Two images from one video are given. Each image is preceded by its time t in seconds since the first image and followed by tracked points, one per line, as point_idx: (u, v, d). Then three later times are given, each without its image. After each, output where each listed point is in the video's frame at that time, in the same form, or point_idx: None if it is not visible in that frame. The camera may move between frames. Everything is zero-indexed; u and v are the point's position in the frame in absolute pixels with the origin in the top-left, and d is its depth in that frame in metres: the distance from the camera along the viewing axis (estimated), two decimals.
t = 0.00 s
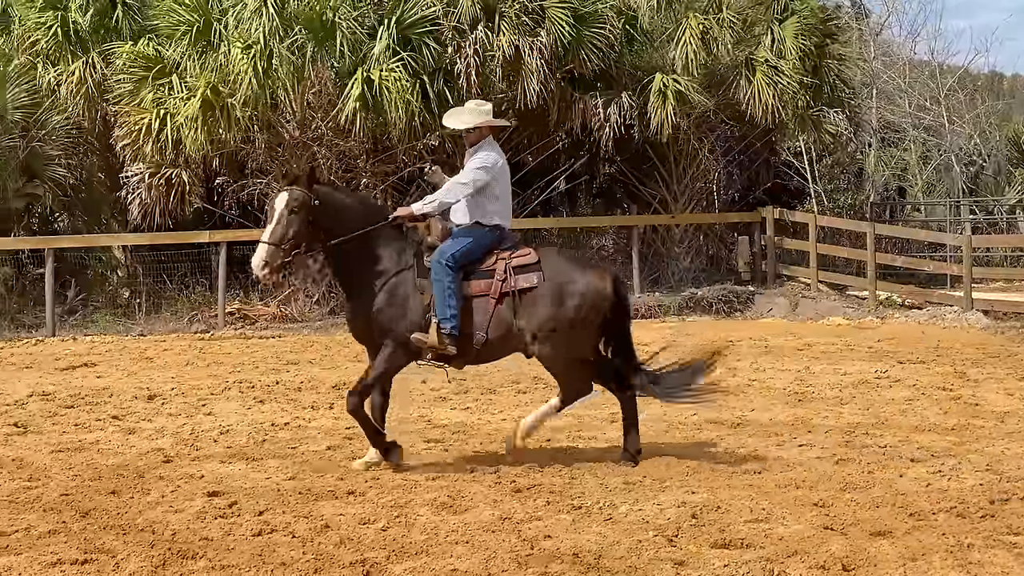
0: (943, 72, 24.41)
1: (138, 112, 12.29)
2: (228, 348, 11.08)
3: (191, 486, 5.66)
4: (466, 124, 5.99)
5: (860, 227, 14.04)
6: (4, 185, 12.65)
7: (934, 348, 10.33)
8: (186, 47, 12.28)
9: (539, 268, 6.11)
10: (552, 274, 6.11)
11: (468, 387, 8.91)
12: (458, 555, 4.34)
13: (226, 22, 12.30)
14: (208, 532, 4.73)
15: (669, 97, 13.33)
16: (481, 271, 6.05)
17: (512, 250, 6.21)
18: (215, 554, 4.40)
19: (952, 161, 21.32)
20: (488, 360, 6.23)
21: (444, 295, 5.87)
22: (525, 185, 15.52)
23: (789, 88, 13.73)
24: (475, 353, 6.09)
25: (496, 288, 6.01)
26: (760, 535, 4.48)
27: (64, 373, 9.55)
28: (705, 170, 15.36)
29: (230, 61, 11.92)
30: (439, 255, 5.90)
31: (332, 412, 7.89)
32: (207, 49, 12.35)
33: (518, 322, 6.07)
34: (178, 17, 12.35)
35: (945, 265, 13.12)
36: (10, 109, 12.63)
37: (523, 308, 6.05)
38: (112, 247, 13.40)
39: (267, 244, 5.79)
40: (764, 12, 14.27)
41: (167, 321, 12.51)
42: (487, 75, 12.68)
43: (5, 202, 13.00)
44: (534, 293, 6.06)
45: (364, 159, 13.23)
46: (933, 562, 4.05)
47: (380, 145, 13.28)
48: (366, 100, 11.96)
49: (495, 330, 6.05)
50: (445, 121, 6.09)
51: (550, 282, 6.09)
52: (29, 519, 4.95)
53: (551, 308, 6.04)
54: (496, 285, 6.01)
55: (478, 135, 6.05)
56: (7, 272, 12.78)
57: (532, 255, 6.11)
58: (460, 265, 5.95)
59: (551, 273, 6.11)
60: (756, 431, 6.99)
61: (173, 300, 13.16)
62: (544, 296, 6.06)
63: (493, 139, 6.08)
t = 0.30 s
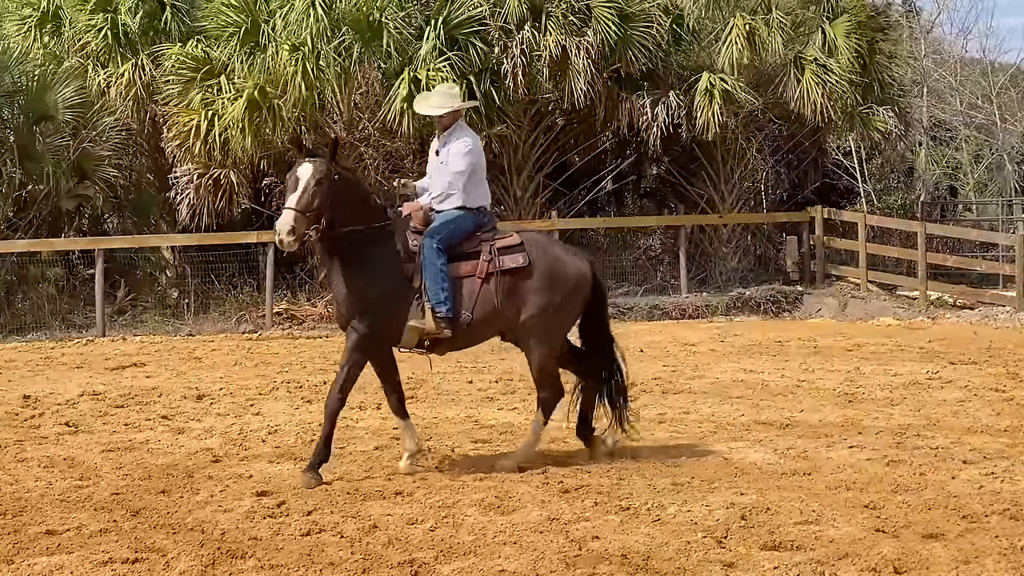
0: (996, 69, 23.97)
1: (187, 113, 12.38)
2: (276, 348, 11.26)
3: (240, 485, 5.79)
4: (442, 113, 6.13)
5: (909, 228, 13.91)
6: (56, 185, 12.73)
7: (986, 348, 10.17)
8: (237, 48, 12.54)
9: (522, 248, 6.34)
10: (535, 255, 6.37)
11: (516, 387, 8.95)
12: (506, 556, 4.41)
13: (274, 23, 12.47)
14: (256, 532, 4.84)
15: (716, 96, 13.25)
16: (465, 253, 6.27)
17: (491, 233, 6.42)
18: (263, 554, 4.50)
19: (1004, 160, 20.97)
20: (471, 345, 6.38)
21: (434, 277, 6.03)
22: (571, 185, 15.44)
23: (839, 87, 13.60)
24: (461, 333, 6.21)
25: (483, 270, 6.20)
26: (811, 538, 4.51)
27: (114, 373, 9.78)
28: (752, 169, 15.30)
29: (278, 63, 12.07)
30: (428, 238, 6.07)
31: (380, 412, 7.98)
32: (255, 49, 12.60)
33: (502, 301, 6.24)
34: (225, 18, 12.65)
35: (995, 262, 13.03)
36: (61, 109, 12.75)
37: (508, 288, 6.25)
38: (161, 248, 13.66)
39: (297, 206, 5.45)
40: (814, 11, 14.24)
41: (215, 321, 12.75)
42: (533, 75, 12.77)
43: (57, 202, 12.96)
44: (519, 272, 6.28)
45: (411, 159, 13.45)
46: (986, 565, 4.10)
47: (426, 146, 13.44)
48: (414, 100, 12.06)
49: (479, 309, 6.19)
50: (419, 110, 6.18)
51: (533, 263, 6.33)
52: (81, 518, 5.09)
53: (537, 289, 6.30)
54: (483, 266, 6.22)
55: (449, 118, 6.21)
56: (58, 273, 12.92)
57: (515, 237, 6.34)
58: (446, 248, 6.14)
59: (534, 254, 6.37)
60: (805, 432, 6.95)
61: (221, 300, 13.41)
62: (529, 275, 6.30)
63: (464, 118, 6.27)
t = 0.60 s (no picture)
0: None
1: (234, 114, 12.52)
2: (323, 348, 11.42)
3: (288, 485, 5.92)
4: (441, 105, 6.16)
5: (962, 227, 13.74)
6: (106, 185, 12.82)
7: None
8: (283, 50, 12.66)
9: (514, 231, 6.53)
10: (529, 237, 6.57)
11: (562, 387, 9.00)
12: (554, 556, 4.48)
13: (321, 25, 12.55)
14: (305, 531, 4.95)
15: (763, 96, 13.16)
16: (461, 241, 6.37)
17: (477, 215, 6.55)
18: (311, 554, 4.60)
19: None
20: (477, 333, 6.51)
21: (444, 267, 6.12)
22: (618, 184, 15.47)
23: (889, 85, 13.39)
24: (471, 322, 6.33)
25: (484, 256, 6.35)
26: (862, 540, 4.58)
27: (163, 373, 10.00)
28: (801, 168, 15.13)
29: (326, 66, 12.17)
30: (428, 225, 6.14)
31: (427, 412, 8.08)
32: (303, 49, 12.69)
33: (508, 286, 6.42)
34: (275, 19, 12.74)
35: None
36: (108, 110, 12.75)
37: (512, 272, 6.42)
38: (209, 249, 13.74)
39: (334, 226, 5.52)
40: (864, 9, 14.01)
41: (264, 322, 13.03)
42: (580, 75, 12.83)
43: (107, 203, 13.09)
44: (518, 255, 6.46)
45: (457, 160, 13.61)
46: None
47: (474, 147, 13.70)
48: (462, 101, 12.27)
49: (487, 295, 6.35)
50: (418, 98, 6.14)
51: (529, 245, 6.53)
52: (131, 517, 5.24)
53: (539, 270, 6.51)
54: (484, 252, 6.37)
55: (444, 109, 6.23)
56: (108, 273, 13.13)
57: (505, 221, 6.51)
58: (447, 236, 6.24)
59: (529, 237, 6.57)
60: (855, 433, 6.90)
61: (269, 301, 13.66)
62: (527, 258, 6.50)
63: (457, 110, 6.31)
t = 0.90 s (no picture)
0: None
1: (277, 115, 12.56)
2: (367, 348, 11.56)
3: (333, 485, 6.04)
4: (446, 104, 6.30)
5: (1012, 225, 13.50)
6: (151, 186, 13.13)
7: None
8: (328, 49, 12.72)
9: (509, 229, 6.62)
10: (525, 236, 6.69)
11: (606, 387, 9.02)
12: (598, 556, 4.53)
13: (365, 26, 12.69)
14: (350, 531, 5.05)
15: (808, 95, 13.06)
16: (462, 240, 6.40)
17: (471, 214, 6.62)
18: (357, 554, 4.69)
19: None
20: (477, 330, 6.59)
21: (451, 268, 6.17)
22: (661, 183, 15.35)
23: (936, 83, 13.25)
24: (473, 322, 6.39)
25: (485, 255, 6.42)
26: (909, 540, 4.63)
27: (208, 373, 10.20)
28: (846, 166, 15.00)
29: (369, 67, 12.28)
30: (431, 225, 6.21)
31: (470, 412, 8.15)
32: (347, 50, 12.77)
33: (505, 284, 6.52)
34: (319, 20, 12.84)
35: None
36: (153, 113, 13.05)
37: (507, 270, 6.53)
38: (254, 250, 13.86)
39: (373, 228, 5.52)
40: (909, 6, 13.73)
41: (308, 322, 13.23)
42: (623, 73, 12.79)
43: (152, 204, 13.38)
44: (514, 254, 6.58)
45: (501, 160, 13.73)
46: None
47: (517, 147, 13.78)
48: (502, 101, 12.25)
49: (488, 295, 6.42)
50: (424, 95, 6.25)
51: (523, 244, 6.65)
52: (178, 517, 5.37)
53: (534, 270, 6.65)
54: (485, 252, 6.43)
55: (445, 108, 6.39)
56: (154, 274, 13.37)
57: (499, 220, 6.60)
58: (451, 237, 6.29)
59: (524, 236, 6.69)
60: (902, 433, 6.85)
61: (313, 301, 13.85)
62: (520, 257, 6.61)
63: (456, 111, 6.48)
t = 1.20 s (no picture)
0: None
1: (317, 117, 12.73)
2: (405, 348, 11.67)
3: (373, 486, 6.14)
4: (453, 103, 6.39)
5: None
6: (187, 189, 13.28)
7: None
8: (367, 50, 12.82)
9: (501, 230, 6.81)
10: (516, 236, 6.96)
11: (644, 387, 9.04)
12: (639, 556, 4.57)
13: (402, 27, 12.72)
14: (389, 532, 5.13)
15: (849, 93, 12.96)
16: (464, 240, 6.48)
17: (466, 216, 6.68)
18: (396, 554, 4.77)
19: None
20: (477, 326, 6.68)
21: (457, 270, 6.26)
22: (700, 182, 15.28)
23: (977, 79, 13.02)
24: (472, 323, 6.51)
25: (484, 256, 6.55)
26: (951, 540, 4.64)
27: (248, 374, 10.37)
28: (886, 166, 14.88)
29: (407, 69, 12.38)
30: (438, 226, 6.27)
31: (509, 412, 8.23)
32: (384, 51, 12.86)
33: (503, 285, 6.68)
34: (357, 21, 12.95)
35: None
36: (193, 117, 13.23)
37: (502, 271, 6.70)
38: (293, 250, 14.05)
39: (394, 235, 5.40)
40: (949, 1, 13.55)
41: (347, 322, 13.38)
42: (661, 73, 12.82)
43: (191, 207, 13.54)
44: (508, 254, 6.79)
45: (538, 160, 13.75)
46: None
47: (554, 147, 13.83)
48: (540, 101, 12.30)
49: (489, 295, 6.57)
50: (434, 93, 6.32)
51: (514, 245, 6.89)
52: (218, 517, 5.49)
53: (525, 269, 6.93)
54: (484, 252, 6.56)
55: (448, 108, 6.47)
56: (193, 275, 13.56)
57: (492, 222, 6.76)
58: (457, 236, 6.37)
59: (516, 235, 6.96)
60: (944, 433, 6.80)
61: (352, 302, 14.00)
62: (511, 257, 6.83)
63: (457, 111, 6.59)
